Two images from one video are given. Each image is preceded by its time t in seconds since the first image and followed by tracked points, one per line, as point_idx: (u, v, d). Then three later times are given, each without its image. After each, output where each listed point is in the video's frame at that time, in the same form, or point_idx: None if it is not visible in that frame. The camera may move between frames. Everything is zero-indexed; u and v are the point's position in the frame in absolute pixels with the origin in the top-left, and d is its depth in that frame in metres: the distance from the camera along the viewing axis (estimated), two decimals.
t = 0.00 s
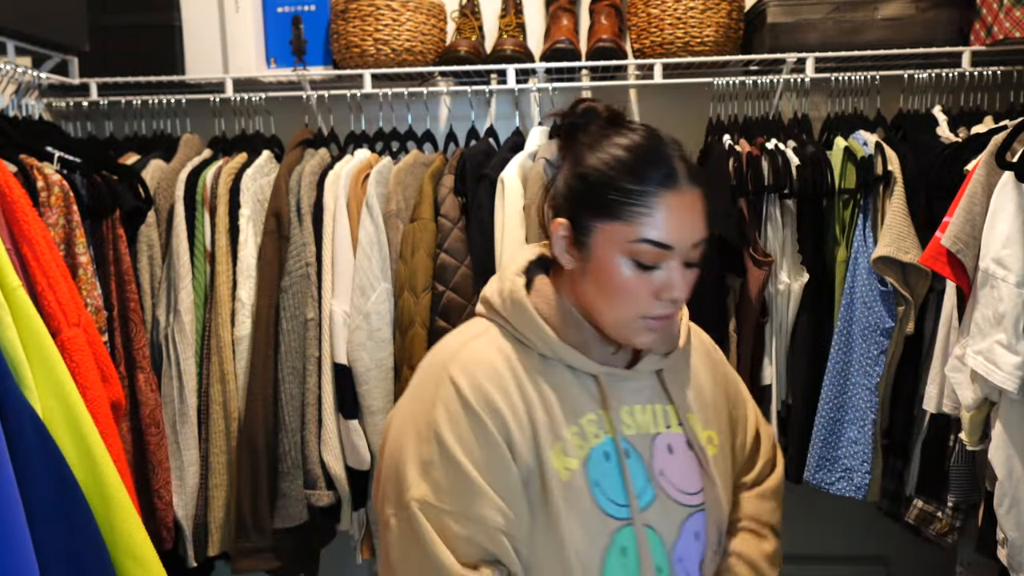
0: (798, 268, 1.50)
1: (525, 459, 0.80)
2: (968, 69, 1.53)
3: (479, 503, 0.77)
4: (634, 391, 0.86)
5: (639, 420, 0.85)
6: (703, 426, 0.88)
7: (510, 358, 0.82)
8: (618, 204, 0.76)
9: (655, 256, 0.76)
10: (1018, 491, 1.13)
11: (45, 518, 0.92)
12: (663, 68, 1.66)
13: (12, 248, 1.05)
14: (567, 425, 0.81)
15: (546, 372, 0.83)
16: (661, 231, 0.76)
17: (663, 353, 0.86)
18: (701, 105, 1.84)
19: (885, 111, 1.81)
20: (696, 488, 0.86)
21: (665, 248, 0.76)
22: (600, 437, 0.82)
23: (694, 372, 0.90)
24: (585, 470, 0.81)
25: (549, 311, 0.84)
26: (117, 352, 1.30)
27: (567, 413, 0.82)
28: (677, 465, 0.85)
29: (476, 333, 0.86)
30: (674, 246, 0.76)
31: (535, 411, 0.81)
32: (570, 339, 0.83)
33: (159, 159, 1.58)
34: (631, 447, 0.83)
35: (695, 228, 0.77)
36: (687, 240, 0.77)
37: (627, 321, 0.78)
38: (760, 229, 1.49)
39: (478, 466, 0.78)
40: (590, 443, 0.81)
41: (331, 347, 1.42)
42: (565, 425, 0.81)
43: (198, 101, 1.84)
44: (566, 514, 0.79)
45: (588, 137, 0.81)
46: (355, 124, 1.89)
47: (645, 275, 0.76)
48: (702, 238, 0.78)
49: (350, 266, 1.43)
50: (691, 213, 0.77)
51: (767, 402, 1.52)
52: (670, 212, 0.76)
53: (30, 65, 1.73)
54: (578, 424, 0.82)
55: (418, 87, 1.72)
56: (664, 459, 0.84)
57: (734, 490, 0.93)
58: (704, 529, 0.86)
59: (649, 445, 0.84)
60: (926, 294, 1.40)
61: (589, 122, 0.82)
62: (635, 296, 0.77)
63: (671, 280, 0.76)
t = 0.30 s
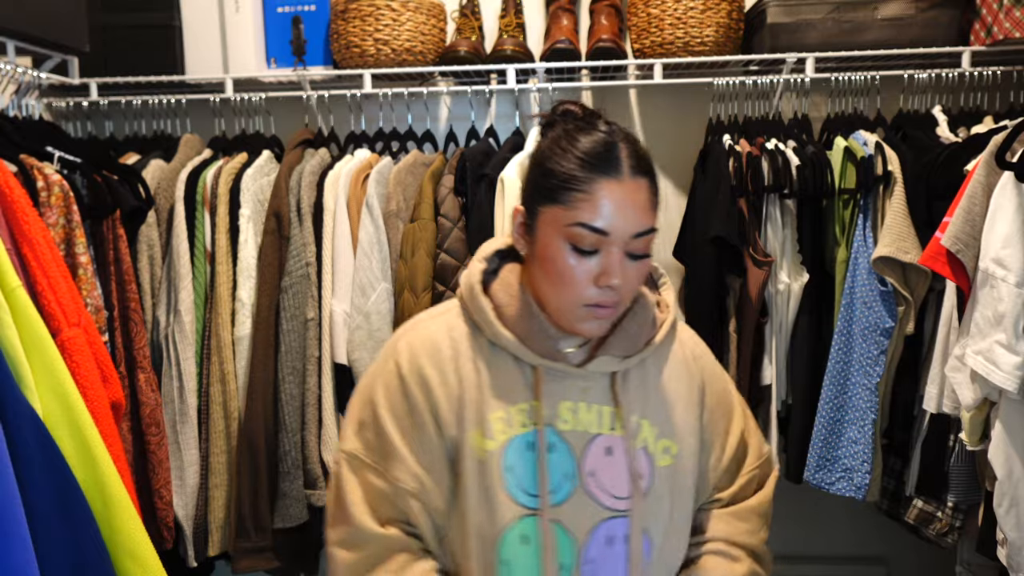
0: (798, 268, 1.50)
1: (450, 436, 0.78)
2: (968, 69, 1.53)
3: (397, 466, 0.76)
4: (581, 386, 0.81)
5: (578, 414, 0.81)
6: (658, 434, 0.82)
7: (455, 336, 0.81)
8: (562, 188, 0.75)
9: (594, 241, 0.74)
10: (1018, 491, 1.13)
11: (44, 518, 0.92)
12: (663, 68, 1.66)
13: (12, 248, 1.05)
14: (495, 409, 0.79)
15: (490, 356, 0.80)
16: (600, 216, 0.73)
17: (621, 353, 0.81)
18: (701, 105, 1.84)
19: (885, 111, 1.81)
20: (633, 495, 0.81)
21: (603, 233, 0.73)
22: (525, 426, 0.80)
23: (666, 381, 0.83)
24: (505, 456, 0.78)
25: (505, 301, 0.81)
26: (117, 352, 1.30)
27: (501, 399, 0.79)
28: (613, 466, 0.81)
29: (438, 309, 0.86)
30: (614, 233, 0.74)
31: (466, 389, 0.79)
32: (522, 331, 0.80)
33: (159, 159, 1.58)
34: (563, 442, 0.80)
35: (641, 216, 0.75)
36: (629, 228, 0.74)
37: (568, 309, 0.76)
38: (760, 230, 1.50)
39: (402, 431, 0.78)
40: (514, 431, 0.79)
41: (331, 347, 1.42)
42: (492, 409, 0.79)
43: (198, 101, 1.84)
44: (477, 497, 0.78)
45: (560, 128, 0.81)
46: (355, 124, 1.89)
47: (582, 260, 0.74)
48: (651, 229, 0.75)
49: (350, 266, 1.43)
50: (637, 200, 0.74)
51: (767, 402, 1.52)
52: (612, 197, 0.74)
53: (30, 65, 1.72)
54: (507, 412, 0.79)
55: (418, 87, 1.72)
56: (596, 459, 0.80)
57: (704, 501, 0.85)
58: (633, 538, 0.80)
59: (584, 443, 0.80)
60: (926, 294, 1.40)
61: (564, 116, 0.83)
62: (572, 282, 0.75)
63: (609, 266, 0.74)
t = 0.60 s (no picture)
0: (798, 268, 1.50)
1: (411, 423, 0.81)
2: (968, 69, 1.53)
3: (351, 438, 0.80)
4: (545, 380, 0.82)
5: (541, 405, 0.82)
6: (623, 427, 0.81)
7: (427, 331, 0.84)
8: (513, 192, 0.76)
9: (546, 238, 0.75)
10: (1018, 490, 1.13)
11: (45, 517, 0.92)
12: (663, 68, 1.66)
13: (12, 248, 1.05)
14: (457, 398, 0.81)
15: (459, 350, 0.83)
16: (550, 214, 0.74)
17: (585, 349, 0.83)
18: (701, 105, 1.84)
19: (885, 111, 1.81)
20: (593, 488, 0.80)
21: (554, 230, 0.74)
22: (486, 415, 0.81)
23: (637, 374, 0.83)
24: (463, 442, 0.80)
25: (474, 300, 0.85)
26: (117, 352, 1.30)
27: (465, 388, 0.82)
28: (574, 457, 0.81)
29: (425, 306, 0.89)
30: (565, 229, 0.74)
31: (430, 377, 0.81)
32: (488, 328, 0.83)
33: (159, 159, 1.58)
34: (524, 430, 0.81)
35: (595, 214, 0.75)
36: (581, 225, 0.74)
37: (527, 304, 0.78)
38: (760, 230, 1.50)
39: (365, 408, 0.81)
40: (474, 419, 0.81)
41: (330, 347, 1.42)
42: (456, 398, 0.81)
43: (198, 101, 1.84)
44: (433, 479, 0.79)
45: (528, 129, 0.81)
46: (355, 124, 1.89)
47: (534, 257, 0.76)
48: (607, 224, 0.76)
49: (350, 266, 1.43)
50: (590, 198, 0.75)
51: (767, 402, 1.52)
52: (563, 196, 0.74)
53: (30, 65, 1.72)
54: (470, 401, 0.81)
55: (418, 87, 1.72)
56: (557, 447, 0.81)
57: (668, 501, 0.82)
58: (595, 527, 0.79)
59: (545, 433, 0.81)
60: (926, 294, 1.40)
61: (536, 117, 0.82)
62: (527, 278, 0.76)
63: (560, 261, 0.75)
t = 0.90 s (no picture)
0: (797, 268, 1.50)
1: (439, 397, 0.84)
2: (968, 69, 1.53)
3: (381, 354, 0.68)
4: (566, 363, 0.86)
5: (559, 384, 0.85)
6: (644, 413, 0.82)
7: (460, 317, 0.89)
8: (527, 171, 0.83)
9: (549, 209, 0.80)
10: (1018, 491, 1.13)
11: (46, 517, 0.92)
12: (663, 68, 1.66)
13: (13, 248, 1.05)
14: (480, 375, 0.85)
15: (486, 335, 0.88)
16: (553, 185, 0.80)
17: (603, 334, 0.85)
18: (701, 105, 1.84)
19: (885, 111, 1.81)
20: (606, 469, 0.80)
21: (555, 199, 0.80)
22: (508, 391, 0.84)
23: (659, 362, 0.85)
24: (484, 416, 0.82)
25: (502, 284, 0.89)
26: (117, 352, 1.30)
27: (490, 367, 0.86)
28: (588, 439, 0.82)
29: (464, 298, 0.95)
30: (566, 199, 0.79)
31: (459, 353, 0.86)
32: (513, 310, 0.87)
33: (159, 159, 1.58)
34: (542, 407, 0.84)
35: (596, 186, 0.80)
36: (580, 195, 0.79)
37: (534, 274, 0.83)
38: (759, 230, 1.50)
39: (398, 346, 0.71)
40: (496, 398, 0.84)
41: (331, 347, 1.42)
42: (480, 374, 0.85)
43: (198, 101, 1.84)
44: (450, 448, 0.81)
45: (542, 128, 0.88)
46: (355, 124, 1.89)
47: (539, 227, 0.81)
48: (608, 196, 0.81)
49: (350, 266, 1.43)
50: (591, 172, 0.80)
51: (767, 402, 1.52)
52: (566, 169, 0.80)
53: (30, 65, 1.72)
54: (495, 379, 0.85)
55: (418, 87, 1.72)
56: (572, 428, 0.83)
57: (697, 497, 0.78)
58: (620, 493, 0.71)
59: (561, 414, 0.84)
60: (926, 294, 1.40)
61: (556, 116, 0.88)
62: (533, 246, 0.81)
63: (562, 229, 0.79)
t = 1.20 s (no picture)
0: (797, 268, 1.50)
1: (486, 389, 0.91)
2: (968, 69, 1.53)
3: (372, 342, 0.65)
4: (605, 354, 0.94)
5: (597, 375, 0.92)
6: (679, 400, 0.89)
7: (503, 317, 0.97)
8: (546, 161, 0.91)
9: (574, 184, 0.87)
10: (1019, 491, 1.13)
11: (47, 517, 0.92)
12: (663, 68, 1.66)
13: (13, 246, 1.05)
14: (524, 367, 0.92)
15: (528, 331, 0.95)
16: (575, 161, 0.87)
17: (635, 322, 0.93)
18: (701, 105, 1.84)
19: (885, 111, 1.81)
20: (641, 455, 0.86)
21: (580, 173, 0.87)
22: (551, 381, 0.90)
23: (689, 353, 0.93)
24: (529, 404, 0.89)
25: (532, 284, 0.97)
26: (117, 351, 1.30)
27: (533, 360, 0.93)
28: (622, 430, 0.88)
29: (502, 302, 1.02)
30: (589, 173, 0.87)
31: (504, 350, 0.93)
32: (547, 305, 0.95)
33: (159, 159, 1.58)
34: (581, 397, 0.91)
35: (613, 157, 0.88)
36: (601, 167, 0.87)
37: (569, 252, 0.87)
38: (759, 229, 1.50)
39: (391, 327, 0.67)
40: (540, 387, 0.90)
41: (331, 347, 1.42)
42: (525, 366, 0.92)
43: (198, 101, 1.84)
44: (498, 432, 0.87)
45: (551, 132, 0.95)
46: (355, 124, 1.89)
47: (566, 202, 0.87)
48: (626, 167, 0.88)
49: (350, 266, 1.43)
50: (609, 147, 0.89)
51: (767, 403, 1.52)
52: (585, 146, 0.88)
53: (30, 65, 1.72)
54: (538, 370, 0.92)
55: (418, 87, 1.72)
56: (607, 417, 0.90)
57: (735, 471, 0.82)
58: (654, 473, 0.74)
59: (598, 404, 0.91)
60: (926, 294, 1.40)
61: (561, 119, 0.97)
62: (564, 222, 0.87)
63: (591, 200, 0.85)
